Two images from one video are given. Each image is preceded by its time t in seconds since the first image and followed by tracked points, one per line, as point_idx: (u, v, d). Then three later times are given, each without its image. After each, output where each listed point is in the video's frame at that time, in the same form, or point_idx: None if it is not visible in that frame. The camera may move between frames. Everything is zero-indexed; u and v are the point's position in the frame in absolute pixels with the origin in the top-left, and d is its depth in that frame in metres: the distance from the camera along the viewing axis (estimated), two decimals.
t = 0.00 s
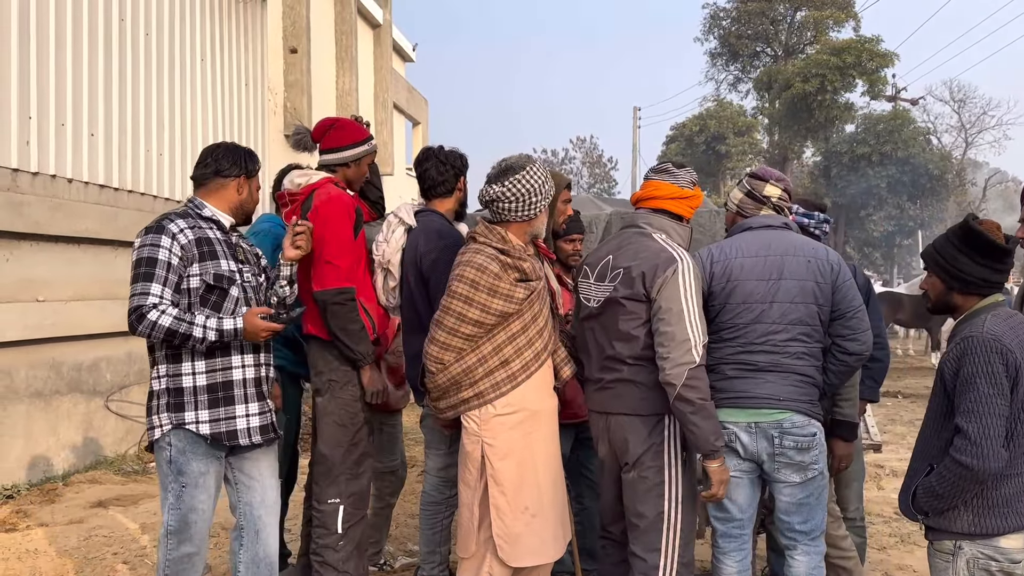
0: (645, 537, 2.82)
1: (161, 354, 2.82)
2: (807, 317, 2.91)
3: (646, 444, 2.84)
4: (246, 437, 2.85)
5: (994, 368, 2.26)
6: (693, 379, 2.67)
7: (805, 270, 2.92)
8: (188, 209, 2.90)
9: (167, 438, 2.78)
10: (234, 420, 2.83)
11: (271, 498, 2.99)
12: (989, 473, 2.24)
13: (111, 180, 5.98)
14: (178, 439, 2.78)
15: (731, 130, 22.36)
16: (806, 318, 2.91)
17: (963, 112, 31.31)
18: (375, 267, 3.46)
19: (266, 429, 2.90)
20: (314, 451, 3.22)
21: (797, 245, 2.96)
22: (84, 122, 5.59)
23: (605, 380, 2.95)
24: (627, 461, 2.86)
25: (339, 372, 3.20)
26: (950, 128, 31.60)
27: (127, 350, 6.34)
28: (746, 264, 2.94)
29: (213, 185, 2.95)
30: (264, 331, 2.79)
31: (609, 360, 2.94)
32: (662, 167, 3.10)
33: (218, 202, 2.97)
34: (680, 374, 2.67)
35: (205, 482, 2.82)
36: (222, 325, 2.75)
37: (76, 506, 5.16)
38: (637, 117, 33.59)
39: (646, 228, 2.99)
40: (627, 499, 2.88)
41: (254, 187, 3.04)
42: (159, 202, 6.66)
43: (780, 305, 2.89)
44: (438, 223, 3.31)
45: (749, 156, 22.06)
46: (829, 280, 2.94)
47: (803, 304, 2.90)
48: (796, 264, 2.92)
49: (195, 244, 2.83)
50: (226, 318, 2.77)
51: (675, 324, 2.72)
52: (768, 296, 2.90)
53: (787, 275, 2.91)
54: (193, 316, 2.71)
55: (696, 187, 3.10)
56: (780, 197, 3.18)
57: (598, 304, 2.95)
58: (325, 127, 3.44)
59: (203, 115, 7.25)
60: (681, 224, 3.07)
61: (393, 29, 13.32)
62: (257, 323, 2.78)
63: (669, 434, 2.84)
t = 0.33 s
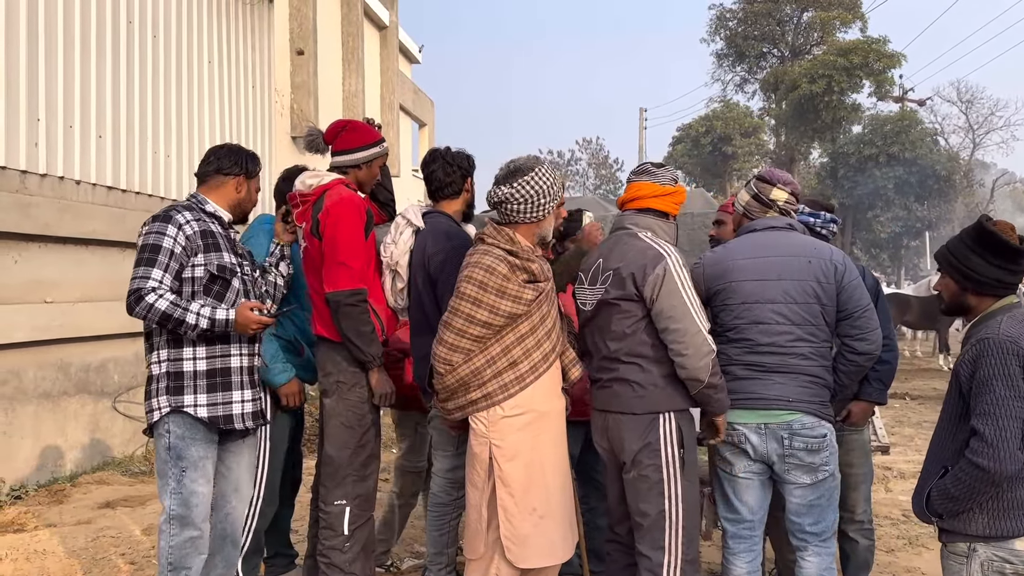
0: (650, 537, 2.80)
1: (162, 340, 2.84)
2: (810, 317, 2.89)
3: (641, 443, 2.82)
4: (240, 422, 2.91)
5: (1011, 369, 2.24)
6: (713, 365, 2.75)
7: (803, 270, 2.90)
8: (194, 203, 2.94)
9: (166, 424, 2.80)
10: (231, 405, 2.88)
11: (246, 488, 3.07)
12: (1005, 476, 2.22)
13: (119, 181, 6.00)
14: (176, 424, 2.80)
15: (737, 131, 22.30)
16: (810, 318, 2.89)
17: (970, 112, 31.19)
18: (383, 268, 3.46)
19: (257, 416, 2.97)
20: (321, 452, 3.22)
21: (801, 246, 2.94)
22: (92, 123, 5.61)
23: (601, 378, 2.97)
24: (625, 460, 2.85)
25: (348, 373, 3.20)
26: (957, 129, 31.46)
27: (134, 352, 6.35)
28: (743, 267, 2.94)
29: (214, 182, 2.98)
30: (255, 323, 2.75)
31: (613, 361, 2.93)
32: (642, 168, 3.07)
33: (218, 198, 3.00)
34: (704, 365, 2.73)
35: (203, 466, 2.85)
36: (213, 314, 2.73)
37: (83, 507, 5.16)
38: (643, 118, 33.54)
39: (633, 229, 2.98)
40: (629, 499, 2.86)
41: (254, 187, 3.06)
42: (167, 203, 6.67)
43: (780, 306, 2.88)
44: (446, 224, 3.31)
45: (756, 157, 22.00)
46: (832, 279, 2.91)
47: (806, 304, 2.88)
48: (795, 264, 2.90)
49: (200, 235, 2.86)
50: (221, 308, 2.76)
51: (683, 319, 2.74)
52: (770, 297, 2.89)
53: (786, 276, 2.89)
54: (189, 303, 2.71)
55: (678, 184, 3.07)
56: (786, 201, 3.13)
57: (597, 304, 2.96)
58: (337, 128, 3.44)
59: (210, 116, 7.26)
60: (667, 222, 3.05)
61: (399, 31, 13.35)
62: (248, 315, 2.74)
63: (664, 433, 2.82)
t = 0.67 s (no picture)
0: (652, 537, 2.79)
1: (153, 337, 2.84)
2: (815, 316, 2.87)
3: (641, 441, 2.81)
4: (222, 424, 2.89)
5: None
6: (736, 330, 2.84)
7: (809, 268, 2.88)
8: (194, 205, 2.94)
9: (164, 420, 2.82)
10: (214, 407, 2.88)
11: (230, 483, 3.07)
12: (1018, 476, 2.20)
13: (125, 181, 6.01)
14: (171, 421, 2.82)
15: (743, 131, 22.25)
16: (816, 317, 2.87)
17: (977, 113, 31.09)
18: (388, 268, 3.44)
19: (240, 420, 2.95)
20: (325, 450, 3.21)
21: (807, 246, 2.93)
22: (99, 123, 5.62)
23: (601, 376, 2.96)
24: (625, 460, 2.84)
25: (353, 373, 3.20)
26: (964, 129, 31.34)
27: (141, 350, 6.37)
28: (751, 267, 2.98)
29: (220, 183, 2.99)
30: (241, 331, 2.82)
31: (615, 361, 2.91)
32: (636, 168, 3.06)
33: (221, 201, 3.00)
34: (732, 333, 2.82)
35: (200, 460, 2.88)
36: (203, 319, 2.75)
37: (89, 506, 5.17)
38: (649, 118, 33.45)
39: (627, 227, 2.96)
40: (630, 498, 2.85)
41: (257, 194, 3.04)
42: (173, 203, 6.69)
43: (786, 305, 2.88)
44: (450, 223, 3.31)
45: (761, 158, 21.95)
46: (840, 279, 2.87)
47: (811, 302, 2.87)
48: (795, 263, 2.90)
49: (196, 238, 2.86)
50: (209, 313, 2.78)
51: (704, 302, 2.76)
52: (777, 296, 2.90)
53: (792, 275, 2.90)
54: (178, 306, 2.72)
55: (671, 183, 3.05)
56: (797, 202, 3.12)
57: (598, 305, 2.95)
58: (345, 127, 3.44)
59: (216, 115, 7.27)
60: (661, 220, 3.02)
61: (405, 31, 13.35)
62: (236, 322, 2.81)
63: (664, 433, 2.80)
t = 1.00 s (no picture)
0: (659, 537, 2.78)
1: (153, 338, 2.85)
2: (851, 323, 2.84)
3: (652, 443, 2.81)
4: (221, 422, 2.89)
5: None
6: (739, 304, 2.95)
7: (853, 274, 2.85)
8: (193, 205, 2.94)
9: (163, 416, 2.84)
10: (213, 405, 2.88)
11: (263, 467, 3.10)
12: None
13: (131, 179, 6.02)
14: (169, 418, 2.84)
15: (748, 131, 22.21)
16: (851, 325, 2.85)
17: (983, 113, 30.99)
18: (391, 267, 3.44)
19: (241, 418, 2.96)
20: (329, 450, 3.21)
21: (853, 251, 2.89)
22: (104, 122, 5.63)
23: (607, 376, 2.97)
24: (636, 460, 2.85)
25: (358, 373, 3.20)
26: (969, 130, 31.24)
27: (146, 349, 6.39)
28: (793, 268, 2.95)
29: (221, 180, 3.00)
30: (229, 337, 2.77)
31: (623, 361, 2.91)
32: (631, 167, 3.06)
33: (221, 198, 3.00)
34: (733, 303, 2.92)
35: (196, 457, 2.89)
36: (191, 323, 2.76)
37: (94, 504, 5.18)
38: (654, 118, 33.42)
39: (627, 224, 2.96)
40: (637, 498, 2.85)
41: (258, 190, 3.03)
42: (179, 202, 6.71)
43: (823, 309, 2.86)
44: (456, 220, 3.33)
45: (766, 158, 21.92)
46: (880, 288, 2.84)
47: (849, 309, 2.85)
48: (845, 269, 2.86)
49: (192, 239, 2.86)
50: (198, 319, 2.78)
51: (715, 284, 2.84)
52: (814, 299, 2.88)
53: (834, 279, 2.87)
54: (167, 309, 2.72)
55: (669, 178, 3.04)
56: (845, 204, 3.11)
57: (606, 306, 2.95)
58: (350, 124, 3.43)
59: (221, 115, 7.29)
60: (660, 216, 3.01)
61: (409, 30, 13.36)
62: (225, 329, 2.77)
63: (676, 433, 2.80)
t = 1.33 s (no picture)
0: (663, 538, 2.78)
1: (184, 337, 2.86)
2: (883, 325, 2.83)
3: (661, 446, 2.80)
4: (252, 418, 2.90)
5: (1004, 368, 2.21)
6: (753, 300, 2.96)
7: (885, 275, 2.84)
8: (222, 206, 2.94)
9: (195, 412, 2.84)
10: (244, 402, 2.88)
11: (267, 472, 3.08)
12: (994, 472, 2.21)
13: (135, 177, 6.03)
14: (203, 413, 2.84)
15: (752, 130, 22.16)
16: (883, 327, 2.84)
17: (987, 112, 30.89)
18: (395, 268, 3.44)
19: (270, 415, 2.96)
20: (332, 450, 3.21)
21: (884, 251, 2.88)
22: (109, 120, 5.64)
23: (614, 377, 2.95)
24: (643, 462, 2.84)
25: (362, 373, 3.20)
26: (974, 129, 31.14)
27: (149, 347, 6.40)
28: (822, 268, 2.93)
29: (247, 180, 2.99)
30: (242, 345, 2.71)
31: (631, 363, 2.89)
32: (646, 166, 3.05)
33: (250, 199, 3.00)
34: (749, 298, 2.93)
35: (231, 451, 2.88)
36: (205, 333, 2.72)
37: (98, 502, 5.18)
38: (658, 117, 33.37)
39: (640, 224, 2.95)
40: (644, 501, 2.84)
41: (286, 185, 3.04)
42: (183, 200, 6.71)
43: (854, 311, 2.85)
44: (460, 220, 3.34)
45: (770, 157, 21.87)
46: (913, 290, 2.82)
47: (881, 310, 2.83)
48: (875, 269, 2.85)
49: (221, 240, 2.86)
50: (211, 326, 2.74)
51: (727, 284, 2.86)
52: (844, 299, 2.86)
53: (865, 279, 2.85)
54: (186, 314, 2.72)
55: (684, 178, 3.04)
56: (878, 203, 3.08)
57: (617, 305, 2.94)
58: (353, 123, 3.42)
59: (226, 113, 7.29)
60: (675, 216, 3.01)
61: (414, 29, 13.33)
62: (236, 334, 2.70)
63: (686, 436, 2.79)
